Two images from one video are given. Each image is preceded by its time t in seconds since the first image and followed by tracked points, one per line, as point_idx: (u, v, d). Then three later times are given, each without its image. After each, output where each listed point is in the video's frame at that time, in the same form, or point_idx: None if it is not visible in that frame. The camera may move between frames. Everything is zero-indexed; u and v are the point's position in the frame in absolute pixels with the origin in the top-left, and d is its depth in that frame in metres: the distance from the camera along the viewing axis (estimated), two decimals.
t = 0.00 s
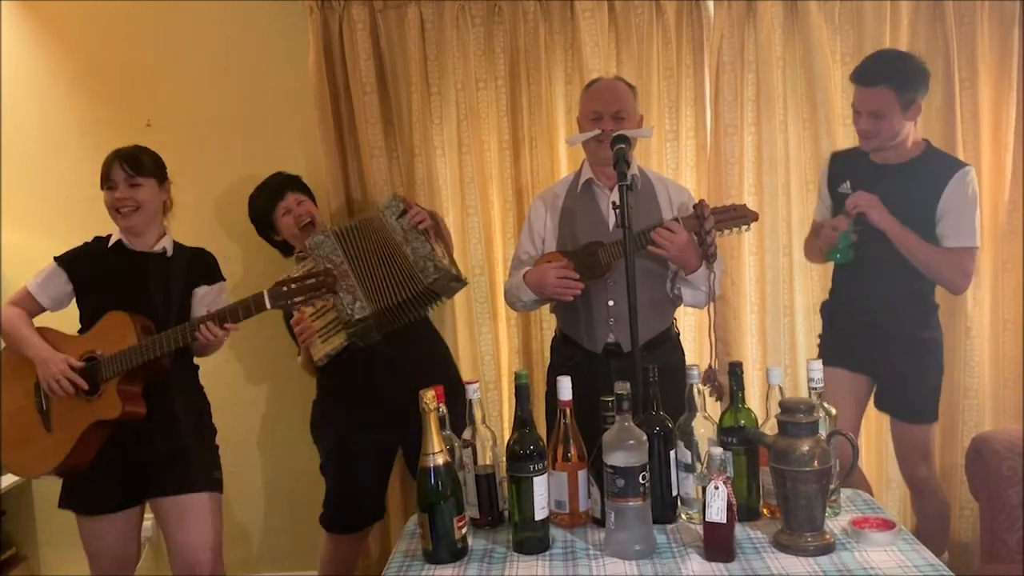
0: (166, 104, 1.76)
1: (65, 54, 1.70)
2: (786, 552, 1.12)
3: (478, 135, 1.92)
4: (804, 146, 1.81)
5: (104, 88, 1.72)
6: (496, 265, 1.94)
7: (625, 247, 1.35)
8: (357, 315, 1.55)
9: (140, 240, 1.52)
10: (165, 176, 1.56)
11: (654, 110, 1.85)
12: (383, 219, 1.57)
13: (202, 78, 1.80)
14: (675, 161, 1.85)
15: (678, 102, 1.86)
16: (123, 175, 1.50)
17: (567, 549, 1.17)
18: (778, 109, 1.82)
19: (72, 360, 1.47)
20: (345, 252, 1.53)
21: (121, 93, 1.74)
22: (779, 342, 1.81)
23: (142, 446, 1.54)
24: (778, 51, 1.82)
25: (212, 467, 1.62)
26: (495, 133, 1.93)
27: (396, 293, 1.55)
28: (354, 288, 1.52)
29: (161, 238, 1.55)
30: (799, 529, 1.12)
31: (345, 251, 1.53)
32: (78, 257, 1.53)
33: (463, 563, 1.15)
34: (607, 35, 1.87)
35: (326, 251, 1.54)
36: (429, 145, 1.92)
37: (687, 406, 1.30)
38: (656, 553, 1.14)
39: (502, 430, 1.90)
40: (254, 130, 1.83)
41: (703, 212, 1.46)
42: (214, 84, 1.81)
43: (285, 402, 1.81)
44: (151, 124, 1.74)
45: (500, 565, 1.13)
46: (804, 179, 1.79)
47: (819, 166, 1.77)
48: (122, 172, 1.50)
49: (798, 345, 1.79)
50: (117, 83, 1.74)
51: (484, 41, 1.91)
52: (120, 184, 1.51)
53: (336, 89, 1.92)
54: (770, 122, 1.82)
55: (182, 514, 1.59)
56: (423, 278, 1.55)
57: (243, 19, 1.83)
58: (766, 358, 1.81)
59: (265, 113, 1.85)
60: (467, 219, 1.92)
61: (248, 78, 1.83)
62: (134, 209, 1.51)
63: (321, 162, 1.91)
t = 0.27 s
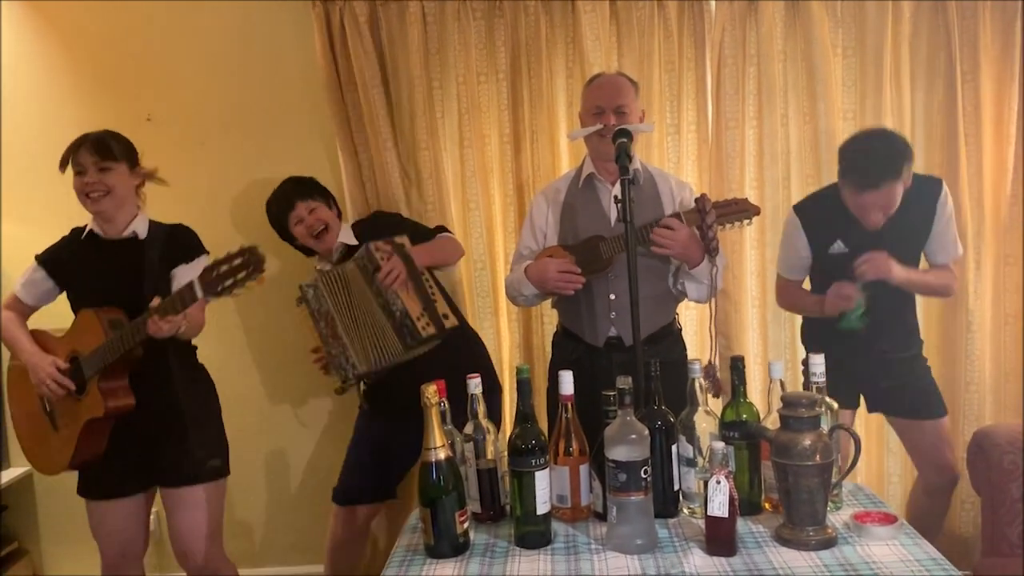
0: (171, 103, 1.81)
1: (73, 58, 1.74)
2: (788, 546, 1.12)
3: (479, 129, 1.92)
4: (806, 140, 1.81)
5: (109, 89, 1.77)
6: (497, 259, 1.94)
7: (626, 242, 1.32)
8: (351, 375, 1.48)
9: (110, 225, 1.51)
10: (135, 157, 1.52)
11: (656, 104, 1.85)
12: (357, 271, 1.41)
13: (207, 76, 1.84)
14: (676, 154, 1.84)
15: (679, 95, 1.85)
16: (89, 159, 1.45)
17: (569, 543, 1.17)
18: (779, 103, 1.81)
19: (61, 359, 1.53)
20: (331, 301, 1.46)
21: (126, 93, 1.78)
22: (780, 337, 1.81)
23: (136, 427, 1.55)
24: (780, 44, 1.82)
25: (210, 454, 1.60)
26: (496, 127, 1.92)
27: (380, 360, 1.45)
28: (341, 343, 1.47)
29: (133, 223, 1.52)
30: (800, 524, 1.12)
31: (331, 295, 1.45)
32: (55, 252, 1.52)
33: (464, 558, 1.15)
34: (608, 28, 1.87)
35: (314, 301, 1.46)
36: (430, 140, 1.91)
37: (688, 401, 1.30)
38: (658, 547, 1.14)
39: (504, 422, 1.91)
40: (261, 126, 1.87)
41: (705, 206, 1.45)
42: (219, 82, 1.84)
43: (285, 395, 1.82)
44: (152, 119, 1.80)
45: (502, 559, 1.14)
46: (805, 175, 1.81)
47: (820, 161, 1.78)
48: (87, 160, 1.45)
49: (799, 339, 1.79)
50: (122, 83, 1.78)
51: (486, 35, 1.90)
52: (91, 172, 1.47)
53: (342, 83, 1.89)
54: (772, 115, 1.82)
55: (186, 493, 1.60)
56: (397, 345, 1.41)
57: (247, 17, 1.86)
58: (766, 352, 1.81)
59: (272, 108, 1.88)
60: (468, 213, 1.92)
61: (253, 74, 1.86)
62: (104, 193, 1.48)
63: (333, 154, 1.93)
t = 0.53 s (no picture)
0: (170, 95, 1.76)
1: (68, 50, 1.70)
2: (788, 540, 1.12)
3: (480, 124, 1.92)
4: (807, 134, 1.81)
5: (106, 83, 1.71)
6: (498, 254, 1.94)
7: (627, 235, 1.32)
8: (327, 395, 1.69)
9: (82, 235, 1.42)
10: (109, 160, 1.44)
11: (657, 99, 1.85)
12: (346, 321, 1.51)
13: (207, 70, 1.80)
14: (677, 149, 1.84)
15: (680, 90, 1.85)
16: (54, 163, 1.37)
17: (570, 537, 1.17)
18: (781, 97, 1.82)
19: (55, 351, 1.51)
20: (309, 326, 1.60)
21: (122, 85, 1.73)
22: (781, 331, 1.81)
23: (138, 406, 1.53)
24: (781, 38, 1.82)
25: (204, 419, 1.59)
26: (497, 122, 1.92)
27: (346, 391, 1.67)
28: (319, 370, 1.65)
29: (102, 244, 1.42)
30: (801, 518, 1.12)
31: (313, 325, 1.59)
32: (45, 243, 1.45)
33: (465, 551, 1.15)
34: (610, 23, 1.87)
35: (299, 323, 1.60)
36: (432, 134, 1.91)
37: (689, 396, 1.30)
38: (658, 541, 1.15)
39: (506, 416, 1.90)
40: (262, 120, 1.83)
41: (705, 200, 1.47)
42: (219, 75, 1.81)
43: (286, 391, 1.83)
44: (153, 111, 1.73)
45: (503, 553, 1.14)
46: (807, 167, 1.75)
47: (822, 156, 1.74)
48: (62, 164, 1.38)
49: (800, 333, 1.79)
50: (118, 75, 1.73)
51: (487, 30, 1.90)
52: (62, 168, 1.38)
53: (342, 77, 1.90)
54: (773, 110, 1.82)
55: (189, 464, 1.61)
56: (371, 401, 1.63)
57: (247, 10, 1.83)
58: (767, 346, 1.81)
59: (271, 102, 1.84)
60: (470, 208, 1.92)
61: (253, 68, 1.83)
62: (70, 203, 1.38)
63: (334, 146, 1.90)
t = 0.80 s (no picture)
0: (169, 92, 1.78)
1: (69, 50, 1.73)
2: (792, 536, 1.12)
3: (481, 121, 1.92)
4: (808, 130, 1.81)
5: (109, 82, 1.75)
6: (499, 251, 1.94)
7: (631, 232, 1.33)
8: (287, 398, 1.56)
9: (80, 272, 1.41)
10: (104, 208, 1.41)
11: (658, 96, 1.84)
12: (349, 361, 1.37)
13: (204, 63, 1.80)
14: (679, 146, 1.84)
15: (682, 86, 1.84)
16: (42, 223, 1.35)
17: (573, 533, 1.17)
18: (783, 95, 1.81)
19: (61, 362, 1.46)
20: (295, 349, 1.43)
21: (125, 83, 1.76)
22: (783, 328, 1.81)
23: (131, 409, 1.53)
24: (784, 35, 1.82)
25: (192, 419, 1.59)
26: (498, 118, 1.92)
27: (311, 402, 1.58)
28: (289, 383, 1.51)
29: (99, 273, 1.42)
30: (804, 514, 1.12)
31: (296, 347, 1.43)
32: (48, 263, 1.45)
33: (469, 548, 1.15)
34: (611, 20, 1.86)
35: (280, 339, 1.44)
36: (433, 131, 1.91)
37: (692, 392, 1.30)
38: (662, 537, 1.15)
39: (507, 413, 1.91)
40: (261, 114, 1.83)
41: (709, 196, 1.45)
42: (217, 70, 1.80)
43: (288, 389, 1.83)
44: (154, 109, 1.77)
45: (506, 549, 1.14)
46: (808, 167, 1.81)
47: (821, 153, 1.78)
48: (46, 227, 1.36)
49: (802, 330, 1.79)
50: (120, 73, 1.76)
51: (487, 27, 1.90)
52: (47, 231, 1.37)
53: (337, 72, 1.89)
54: (775, 106, 1.82)
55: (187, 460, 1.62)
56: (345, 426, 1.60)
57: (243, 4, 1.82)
58: (770, 342, 1.81)
59: (270, 96, 1.84)
60: (471, 206, 1.92)
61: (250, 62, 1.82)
62: (61, 258, 1.38)
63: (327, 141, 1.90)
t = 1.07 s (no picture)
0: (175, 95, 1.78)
1: (69, 52, 1.72)
2: (794, 538, 1.12)
3: (484, 122, 1.92)
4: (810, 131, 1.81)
5: (109, 84, 1.74)
6: (501, 252, 1.94)
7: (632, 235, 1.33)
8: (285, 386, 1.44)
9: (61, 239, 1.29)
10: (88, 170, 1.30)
11: (661, 96, 1.84)
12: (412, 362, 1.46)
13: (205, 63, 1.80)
14: (681, 146, 1.85)
15: (684, 87, 1.85)
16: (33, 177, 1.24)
17: (575, 536, 1.17)
18: (785, 96, 1.82)
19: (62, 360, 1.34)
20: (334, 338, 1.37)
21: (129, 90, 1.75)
22: (786, 330, 1.81)
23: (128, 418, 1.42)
24: (786, 35, 1.82)
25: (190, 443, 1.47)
26: (501, 120, 1.92)
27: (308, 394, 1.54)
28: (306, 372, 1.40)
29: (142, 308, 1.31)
30: (806, 516, 1.12)
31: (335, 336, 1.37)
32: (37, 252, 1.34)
33: (471, 550, 1.15)
34: (613, 21, 1.87)
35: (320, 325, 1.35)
36: (435, 133, 1.91)
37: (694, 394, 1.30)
38: (664, 540, 1.15)
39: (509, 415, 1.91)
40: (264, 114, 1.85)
41: (710, 200, 1.45)
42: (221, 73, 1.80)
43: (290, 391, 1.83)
44: (158, 111, 1.76)
45: (508, 552, 1.14)
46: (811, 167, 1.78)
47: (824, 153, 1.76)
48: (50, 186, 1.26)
49: (804, 332, 1.79)
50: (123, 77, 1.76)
51: (490, 28, 1.90)
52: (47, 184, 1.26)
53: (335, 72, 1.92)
54: (778, 106, 1.82)
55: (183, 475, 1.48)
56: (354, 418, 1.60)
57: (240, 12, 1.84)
58: (773, 343, 1.81)
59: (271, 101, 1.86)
60: (473, 206, 1.92)
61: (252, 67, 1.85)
62: (47, 215, 1.27)
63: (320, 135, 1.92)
